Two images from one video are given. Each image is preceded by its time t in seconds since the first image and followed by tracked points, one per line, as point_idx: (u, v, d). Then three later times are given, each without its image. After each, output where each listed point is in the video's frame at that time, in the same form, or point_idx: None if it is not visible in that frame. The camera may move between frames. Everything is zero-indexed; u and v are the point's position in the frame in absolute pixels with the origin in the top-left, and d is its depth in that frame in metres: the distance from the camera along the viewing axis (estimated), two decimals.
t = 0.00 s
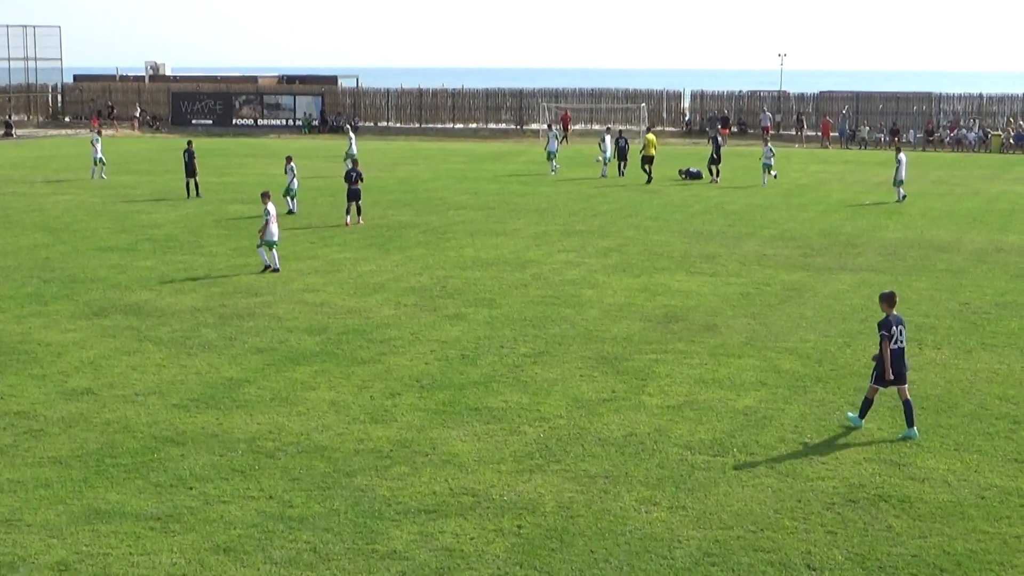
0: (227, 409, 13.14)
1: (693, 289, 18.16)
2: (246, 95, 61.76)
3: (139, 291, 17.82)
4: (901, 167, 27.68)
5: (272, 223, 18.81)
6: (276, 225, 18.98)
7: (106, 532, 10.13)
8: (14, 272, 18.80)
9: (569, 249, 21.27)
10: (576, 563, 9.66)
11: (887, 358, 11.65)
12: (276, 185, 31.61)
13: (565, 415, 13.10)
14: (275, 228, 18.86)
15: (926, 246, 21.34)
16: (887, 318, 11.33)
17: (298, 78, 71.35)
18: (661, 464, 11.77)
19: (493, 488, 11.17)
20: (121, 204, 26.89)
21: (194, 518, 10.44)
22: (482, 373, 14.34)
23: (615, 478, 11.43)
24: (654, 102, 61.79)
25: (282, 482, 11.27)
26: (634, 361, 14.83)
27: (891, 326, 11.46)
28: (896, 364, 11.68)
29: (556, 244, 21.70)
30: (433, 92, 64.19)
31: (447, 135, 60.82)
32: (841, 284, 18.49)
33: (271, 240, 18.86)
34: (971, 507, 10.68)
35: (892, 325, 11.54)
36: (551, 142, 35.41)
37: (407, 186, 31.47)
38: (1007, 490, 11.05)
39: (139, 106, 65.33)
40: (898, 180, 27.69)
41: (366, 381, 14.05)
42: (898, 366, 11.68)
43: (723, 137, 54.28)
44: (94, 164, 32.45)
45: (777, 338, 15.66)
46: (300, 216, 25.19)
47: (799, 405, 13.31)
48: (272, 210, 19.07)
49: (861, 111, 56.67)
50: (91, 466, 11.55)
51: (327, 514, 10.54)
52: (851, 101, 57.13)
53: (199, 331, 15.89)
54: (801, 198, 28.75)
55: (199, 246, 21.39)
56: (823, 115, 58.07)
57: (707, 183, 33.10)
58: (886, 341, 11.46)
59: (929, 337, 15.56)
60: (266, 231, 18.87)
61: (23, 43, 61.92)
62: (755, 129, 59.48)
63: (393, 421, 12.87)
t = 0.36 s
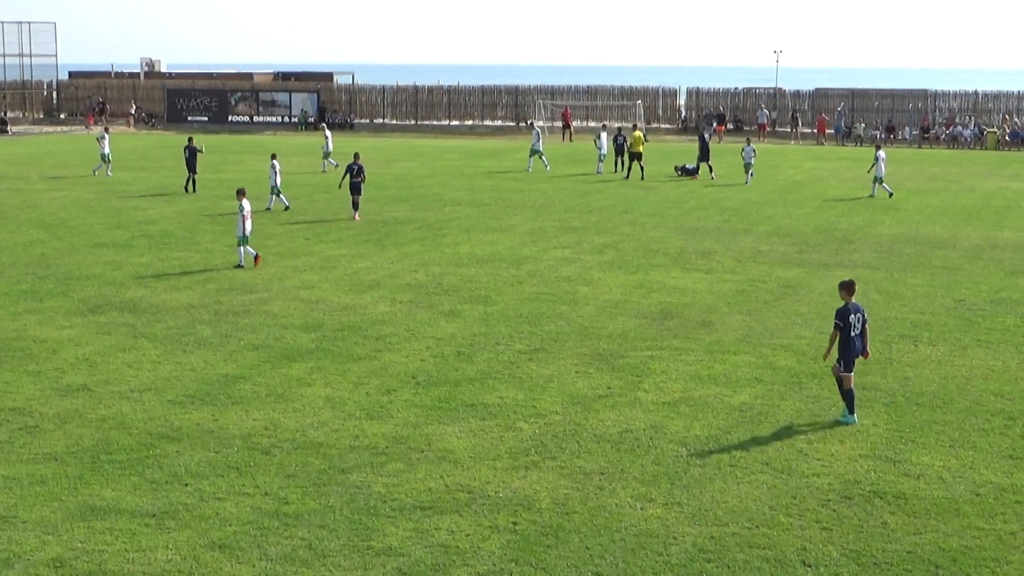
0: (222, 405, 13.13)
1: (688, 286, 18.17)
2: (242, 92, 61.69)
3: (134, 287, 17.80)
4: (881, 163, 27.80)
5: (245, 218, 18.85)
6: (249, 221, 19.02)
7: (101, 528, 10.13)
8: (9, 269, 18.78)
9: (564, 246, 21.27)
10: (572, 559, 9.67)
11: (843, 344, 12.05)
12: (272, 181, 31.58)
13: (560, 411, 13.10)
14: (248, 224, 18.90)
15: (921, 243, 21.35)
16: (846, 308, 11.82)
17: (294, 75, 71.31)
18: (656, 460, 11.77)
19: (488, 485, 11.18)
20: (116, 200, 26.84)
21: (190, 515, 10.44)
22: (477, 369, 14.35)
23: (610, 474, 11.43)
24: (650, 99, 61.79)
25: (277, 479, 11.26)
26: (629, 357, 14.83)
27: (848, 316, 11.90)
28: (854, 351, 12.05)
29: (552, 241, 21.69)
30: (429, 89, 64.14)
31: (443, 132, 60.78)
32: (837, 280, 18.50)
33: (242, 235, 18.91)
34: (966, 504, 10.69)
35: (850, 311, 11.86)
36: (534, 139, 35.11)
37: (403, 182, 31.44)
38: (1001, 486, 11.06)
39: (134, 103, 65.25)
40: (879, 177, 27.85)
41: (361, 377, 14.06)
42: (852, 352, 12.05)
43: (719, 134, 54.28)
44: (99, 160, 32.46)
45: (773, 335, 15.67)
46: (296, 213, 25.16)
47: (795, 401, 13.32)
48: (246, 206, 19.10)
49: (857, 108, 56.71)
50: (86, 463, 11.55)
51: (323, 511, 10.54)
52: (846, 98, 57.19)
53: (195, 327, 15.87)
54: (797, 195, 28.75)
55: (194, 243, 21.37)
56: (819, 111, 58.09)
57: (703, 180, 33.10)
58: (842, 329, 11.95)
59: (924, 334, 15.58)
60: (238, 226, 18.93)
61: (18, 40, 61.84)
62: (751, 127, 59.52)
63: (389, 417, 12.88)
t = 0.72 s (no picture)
0: (218, 402, 13.12)
1: (684, 282, 18.18)
2: (236, 88, 61.61)
3: (129, 284, 17.79)
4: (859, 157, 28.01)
5: (221, 215, 18.88)
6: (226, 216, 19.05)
7: (97, 525, 10.13)
8: (4, 265, 18.77)
9: (560, 242, 21.26)
10: (567, 555, 9.67)
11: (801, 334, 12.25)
12: (267, 177, 31.55)
13: (556, 407, 13.10)
14: (224, 220, 18.93)
15: (917, 238, 21.38)
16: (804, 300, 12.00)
17: (290, 71, 71.24)
18: (652, 456, 11.78)
19: (484, 481, 11.18)
20: (111, 197, 26.81)
21: (186, 511, 10.44)
22: (473, 365, 14.35)
23: (605, 470, 11.44)
24: (645, 95, 61.84)
25: (273, 475, 11.26)
26: (625, 353, 14.84)
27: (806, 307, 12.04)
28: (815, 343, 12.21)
29: (547, 236, 21.70)
30: (424, 85, 64.10)
31: (439, 128, 60.74)
32: (832, 276, 18.51)
33: (218, 231, 18.94)
34: (961, 499, 10.70)
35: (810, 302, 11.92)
36: (517, 137, 34.84)
37: (398, 178, 31.42)
38: (996, 481, 11.08)
39: (129, 99, 65.17)
40: (857, 171, 28.11)
41: (357, 373, 14.06)
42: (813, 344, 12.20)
43: (714, 129, 54.27)
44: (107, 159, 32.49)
45: (768, 330, 15.68)
46: (291, 209, 25.15)
47: (790, 397, 13.33)
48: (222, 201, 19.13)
49: (852, 104, 56.76)
50: (82, 459, 11.54)
51: (319, 507, 10.54)
52: (842, 93, 57.19)
53: (190, 324, 15.86)
54: (793, 191, 28.75)
55: (189, 239, 21.36)
56: (814, 107, 58.14)
57: (699, 176, 33.12)
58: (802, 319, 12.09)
59: (919, 329, 15.59)
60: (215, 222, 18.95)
61: (12, 36, 61.75)
62: (746, 122, 59.52)
63: (384, 413, 12.88)
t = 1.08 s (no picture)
0: (213, 397, 13.12)
1: (679, 277, 18.18)
2: (231, 83, 61.50)
3: (124, 279, 17.78)
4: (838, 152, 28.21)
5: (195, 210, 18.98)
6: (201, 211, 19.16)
7: (92, 521, 10.13)
8: None
9: (555, 237, 21.27)
10: (563, 551, 9.68)
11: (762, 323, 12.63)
12: (262, 173, 31.52)
13: (551, 402, 13.11)
14: (199, 215, 19.04)
15: (912, 234, 21.39)
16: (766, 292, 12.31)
17: (285, 66, 71.14)
18: (647, 451, 11.78)
19: (479, 476, 11.19)
20: (106, 192, 26.77)
21: (180, 506, 10.44)
22: (468, 361, 14.36)
23: (601, 465, 11.45)
24: (640, 91, 61.85)
25: (268, 471, 11.26)
26: (620, 349, 14.85)
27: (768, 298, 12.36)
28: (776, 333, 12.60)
29: (542, 232, 21.69)
30: (419, 81, 64.04)
31: (434, 124, 60.68)
32: (827, 272, 18.52)
33: (194, 227, 19.05)
34: (956, 494, 10.72)
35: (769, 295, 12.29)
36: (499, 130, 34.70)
37: (394, 174, 31.40)
38: (990, 477, 11.09)
39: (124, 94, 65.07)
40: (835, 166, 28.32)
41: (352, 369, 14.06)
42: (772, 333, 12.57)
43: (710, 126, 54.26)
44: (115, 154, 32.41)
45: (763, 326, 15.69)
46: (286, 205, 25.13)
47: (785, 392, 13.35)
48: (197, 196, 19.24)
49: (847, 100, 56.73)
50: (77, 455, 11.54)
51: (314, 503, 10.55)
52: (837, 89, 57.19)
53: (185, 319, 15.84)
54: (789, 187, 28.76)
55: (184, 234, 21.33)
56: (809, 103, 58.12)
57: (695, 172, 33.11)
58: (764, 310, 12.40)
59: (914, 325, 15.61)
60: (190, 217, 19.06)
61: (7, 32, 61.64)
62: (742, 118, 59.56)
63: (379, 409, 12.88)
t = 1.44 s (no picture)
0: (208, 394, 13.11)
1: (675, 273, 18.19)
2: (227, 79, 61.39)
3: (119, 275, 17.76)
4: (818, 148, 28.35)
5: (169, 205, 19.02)
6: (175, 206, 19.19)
7: (87, 517, 10.12)
8: None
9: (551, 233, 21.27)
10: (558, 546, 9.69)
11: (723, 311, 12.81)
12: (258, 169, 31.48)
13: (547, 398, 13.11)
14: (173, 210, 19.07)
15: (908, 230, 21.41)
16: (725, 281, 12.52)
17: (281, 62, 71.06)
18: (643, 447, 11.79)
19: (475, 472, 11.19)
20: (101, 188, 26.74)
21: (175, 503, 10.44)
22: (464, 356, 14.36)
23: (596, 461, 11.45)
24: (636, 86, 61.54)
25: (263, 467, 11.26)
26: (616, 344, 14.86)
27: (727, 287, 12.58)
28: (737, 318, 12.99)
29: (538, 228, 21.68)
30: (414, 76, 64.01)
31: (431, 120, 60.65)
32: (823, 268, 18.53)
33: (167, 222, 19.08)
34: (951, 490, 10.73)
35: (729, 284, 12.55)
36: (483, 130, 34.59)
37: (390, 170, 31.38)
38: (985, 473, 11.10)
39: (119, 90, 65.01)
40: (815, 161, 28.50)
41: (348, 365, 14.06)
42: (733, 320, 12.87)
43: (706, 122, 54.25)
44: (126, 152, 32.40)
45: (758, 322, 15.69)
46: (282, 200, 25.11)
47: (780, 388, 13.36)
48: (172, 192, 19.30)
49: (842, 96, 56.79)
50: (72, 451, 11.53)
51: (309, 499, 10.55)
52: (832, 85, 57.23)
53: (180, 315, 15.84)
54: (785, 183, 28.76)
55: (180, 230, 21.32)
56: (804, 98, 57.82)
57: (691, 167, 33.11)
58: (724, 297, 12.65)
59: (909, 321, 15.63)
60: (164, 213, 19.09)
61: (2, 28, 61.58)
62: (738, 114, 59.56)
63: (375, 405, 12.87)
